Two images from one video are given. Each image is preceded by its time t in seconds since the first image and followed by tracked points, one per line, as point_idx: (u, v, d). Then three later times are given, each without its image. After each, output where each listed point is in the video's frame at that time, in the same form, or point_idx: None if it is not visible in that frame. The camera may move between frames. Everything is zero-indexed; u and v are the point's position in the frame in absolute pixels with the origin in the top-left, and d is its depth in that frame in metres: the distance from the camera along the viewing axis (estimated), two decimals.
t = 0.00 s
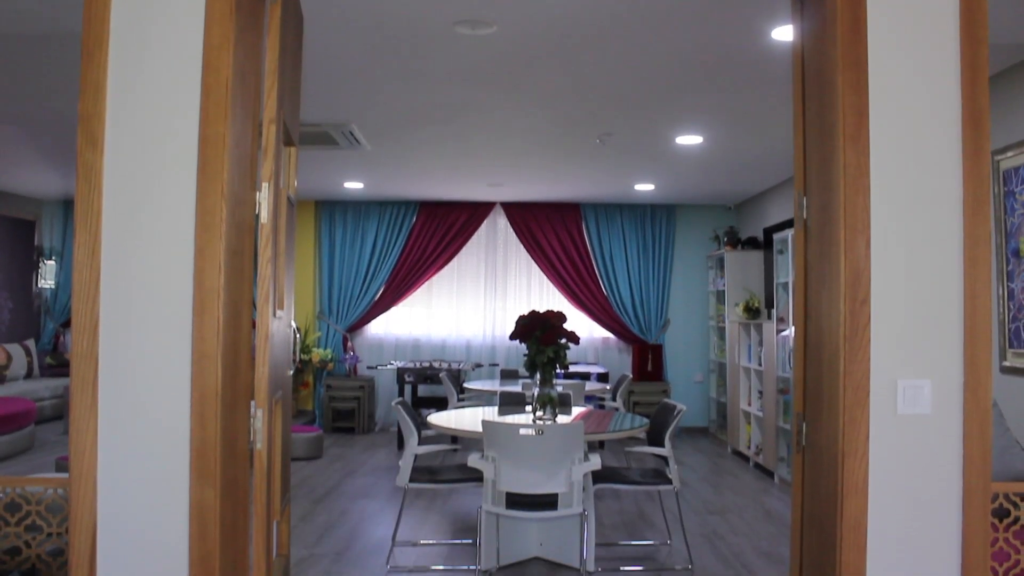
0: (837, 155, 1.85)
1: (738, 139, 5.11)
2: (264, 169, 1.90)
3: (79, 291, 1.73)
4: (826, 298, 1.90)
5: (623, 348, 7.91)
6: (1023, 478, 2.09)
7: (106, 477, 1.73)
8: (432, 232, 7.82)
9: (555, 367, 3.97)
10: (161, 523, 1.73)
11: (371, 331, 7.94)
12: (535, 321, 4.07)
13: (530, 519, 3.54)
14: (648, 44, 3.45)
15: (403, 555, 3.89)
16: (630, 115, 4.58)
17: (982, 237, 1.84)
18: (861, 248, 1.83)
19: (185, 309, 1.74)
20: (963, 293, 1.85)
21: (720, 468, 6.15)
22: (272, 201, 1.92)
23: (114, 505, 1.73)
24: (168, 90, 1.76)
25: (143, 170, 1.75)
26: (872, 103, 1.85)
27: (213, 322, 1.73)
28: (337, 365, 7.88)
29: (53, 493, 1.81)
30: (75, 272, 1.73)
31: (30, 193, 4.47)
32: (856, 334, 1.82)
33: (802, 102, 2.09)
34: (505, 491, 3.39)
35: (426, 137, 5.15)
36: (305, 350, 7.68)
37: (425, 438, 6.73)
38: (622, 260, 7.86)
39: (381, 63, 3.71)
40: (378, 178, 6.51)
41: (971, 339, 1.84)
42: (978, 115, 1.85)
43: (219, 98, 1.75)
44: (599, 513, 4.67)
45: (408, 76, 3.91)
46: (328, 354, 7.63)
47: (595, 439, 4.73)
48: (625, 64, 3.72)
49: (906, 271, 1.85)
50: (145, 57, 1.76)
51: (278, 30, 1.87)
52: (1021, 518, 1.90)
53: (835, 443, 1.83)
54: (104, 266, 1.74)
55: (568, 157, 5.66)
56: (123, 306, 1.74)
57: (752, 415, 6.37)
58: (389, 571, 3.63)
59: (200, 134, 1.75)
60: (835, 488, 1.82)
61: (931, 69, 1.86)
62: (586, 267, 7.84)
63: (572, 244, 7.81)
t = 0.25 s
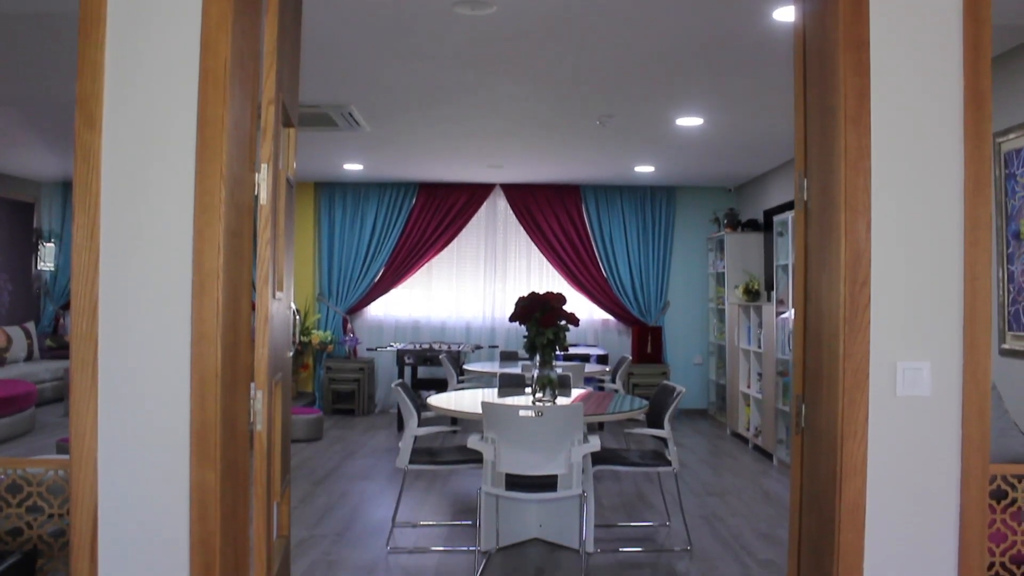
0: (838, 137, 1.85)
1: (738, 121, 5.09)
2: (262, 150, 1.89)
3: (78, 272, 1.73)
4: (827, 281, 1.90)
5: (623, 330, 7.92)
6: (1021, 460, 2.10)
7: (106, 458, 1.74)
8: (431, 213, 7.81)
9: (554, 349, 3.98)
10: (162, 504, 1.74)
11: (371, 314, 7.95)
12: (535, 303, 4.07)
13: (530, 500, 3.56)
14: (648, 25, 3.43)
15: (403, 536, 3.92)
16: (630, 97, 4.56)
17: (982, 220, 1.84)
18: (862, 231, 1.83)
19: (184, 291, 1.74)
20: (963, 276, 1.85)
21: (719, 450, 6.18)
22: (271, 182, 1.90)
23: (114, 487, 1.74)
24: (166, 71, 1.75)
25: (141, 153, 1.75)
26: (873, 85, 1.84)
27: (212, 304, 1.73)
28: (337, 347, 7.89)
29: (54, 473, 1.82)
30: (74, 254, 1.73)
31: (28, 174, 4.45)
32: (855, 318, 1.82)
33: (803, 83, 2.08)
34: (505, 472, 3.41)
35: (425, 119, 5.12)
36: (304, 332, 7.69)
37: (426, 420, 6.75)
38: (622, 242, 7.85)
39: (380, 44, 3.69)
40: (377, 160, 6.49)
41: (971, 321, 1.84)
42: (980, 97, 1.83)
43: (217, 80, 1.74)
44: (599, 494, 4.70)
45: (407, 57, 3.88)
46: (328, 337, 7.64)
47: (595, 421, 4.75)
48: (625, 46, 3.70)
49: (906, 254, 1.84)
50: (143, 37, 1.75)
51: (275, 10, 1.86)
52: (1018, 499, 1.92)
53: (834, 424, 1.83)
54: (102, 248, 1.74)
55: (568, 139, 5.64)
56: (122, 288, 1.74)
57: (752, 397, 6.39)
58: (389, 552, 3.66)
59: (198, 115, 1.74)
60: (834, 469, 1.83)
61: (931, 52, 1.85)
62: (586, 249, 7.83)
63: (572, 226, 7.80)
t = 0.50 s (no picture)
0: (839, 119, 1.84)
1: (739, 104, 5.06)
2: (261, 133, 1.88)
3: (77, 255, 1.72)
4: (827, 264, 1.90)
5: (623, 314, 7.93)
6: (1019, 443, 2.11)
7: (106, 441, 1.74)
8: (431, 196, 7.79)
9: (553, 332, 3.98)
10: (163, 487, 1.74)
11: (371, 297, 7.95)
12: (534, 286, 4.07)
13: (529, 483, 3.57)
14: (648, 7, 3.40)
15: (403, 519, 3.94)
16: (630, 79, 4.53)
17: (983, 203, 1.83)
18: (862, 214, 1.82)
19: (183, 274, 1.74)
20: (963, 260, 1.84)
21: (718, 433, 6.20)
22: (270, 165, 1.89)
23: (115, 470, 1.74)
24: (164, 54, 1.74)
25: (140, 136, 1.74)
26: (874, 68, 1.83)
27: (211, 287, 1.73)
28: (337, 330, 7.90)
29: (54, 457, 1.82)
30: (73, 236, 1.72)
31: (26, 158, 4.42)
32: (855, 301, 1.82)
33: (805, 66, 2.07)
34: (505, 455, 3.42)
35: (425, 102, 5.09)
36: (304, 316, 7.69)
37: (425, 403, 6.77)
38: (622, 225, 7.84)
39: (378, 26, 3.66)
40: (376, 142, 6.46)
41: (971, 305, 1.83)
42: (982, 79, 1.82)
43: (215, 63, 1.73)
44: (598, 477, 4.72)
45: (406, 40, 3.86)
46: (328, 320, 7.64)
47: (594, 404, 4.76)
48: (625, 28, 3.67)
49: (906, 237, 1.84)
50: (140, 19, 1.74)
51: None
52: (1016, 482, 1.92)
53: (833, 408, 1.84)
54: (101, 231, 1.74)
55: (568, 121, 5.61)
56: (121, 271, 1.74)
57: (751, 380, 6.40)
58: (389, 535, 3.68)
59: (197, 98, 1.73)
60: (833, 452, 1.83)
61: (933, 33, 1.84)
62: (586, 233, 7.81)
63: (572, 209, 7.78)
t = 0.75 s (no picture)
0: (841, 104, 1.83)
1: (740, 89, 5.03)
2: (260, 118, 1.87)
3: (76, 239, 1.72)
4: (827, 249, 1.89)
5: (622, 299, 7.93)
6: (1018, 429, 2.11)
7: (106, 426, 1.74)
8: (430, 181, 7.77)
9: (553, 317, 3.98)
10: (163, 471, 1.75)
11: (371, 282, 7.94)
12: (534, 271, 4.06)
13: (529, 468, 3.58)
14: None
15: (402, 503, 3.95)
16: (631, 64, 4.50)
17: (984, 189, 1.82)
18: (863, 199, 1.81)
19: (182, 259, 1.73)
20: (963, 245, 1.84)
21: (717, 419, 6.22)
22: (269, 149, 1.88)
23: (115, 454, 1.74)
24: (162, 37, 1.73)
25: (139, 120, 1.73)
26: (875, 52, 1.82)
27: (210, 272, 1.72)
28: (337, 316, 7.90)
29: (54, 442, 1.83)
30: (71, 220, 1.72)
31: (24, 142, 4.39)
32: (855, 286, 1.82)
33: (807, 50, 2.06)
34: (504, 440, 3.43)
35: (424, 86, 5.07)
36: (304, 301, 7.70)
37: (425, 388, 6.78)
38: (622, 210, 7.82)
39: (378, 10, 3.63)
40: (376, 127, 6.44)
41: (971, 290, 1.83)
42: (984, 64, 1.81)
43: (213, 46, 1.72)
44: (597, 462, 4.73)
45: (405, 24, 3.83)
46: (327, 305, 7.64)
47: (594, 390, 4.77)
48: (626, 12, 3.64)
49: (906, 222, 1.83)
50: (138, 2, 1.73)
51: None
52: (1014, 468, 1.93)
53: (833, 392, 1.84)
54: (99, 215, 1.73)
55: (568, 106, 5.58)
56: (120, 255, 1.73)
57: (750, 366, 6.41)
58: (389, 520, 3.69)
59: (195, 81, 1.72)
60: (832, 437, 1.83)
61: (936, 17, 1.82)
62: (586, 218, 7.80)
63: (572, 194, 7.77)
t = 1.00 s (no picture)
0: (842, 90, 1.82)
1: (741, 75, 5.00)
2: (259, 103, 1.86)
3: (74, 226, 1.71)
4: (828, 235, 1.89)
5: (622, 285, 7.93)
6: (1016, 415, 2.12)
7: (106, 412, 1.74)
8: (430, 167, 7.74)
9: (553, 303, 3.98)
10: (164, 457, 1.75)
11: (371, 269, 7.94)
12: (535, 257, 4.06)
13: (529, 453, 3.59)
14: None
15: (402, 489, 3.97)
16: (631, 49, 4.48)
17: (985, 175, 1.81)
18: (864, 186, 1.81)
19: (182, 245, 1.73)
20: (964, 231, 1.84)
21: (716, 405, 6.23)
22: (268, 135, 1.88)
23: (115, 441, 1.75)
24: (161, 22, 1.72)
25: (137, 106, 1.72)
26: (877, 38, 1.81)
27: (210, 258, 1.72)
28: (337, 302, 7.90)
29: (55, 428, 1.83)
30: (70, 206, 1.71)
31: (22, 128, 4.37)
32: (855, 272, 1.81)
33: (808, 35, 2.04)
34: (504, 426, 3.44)
35: (423, 72, 5.04)
36: (304, 288, 7.70)
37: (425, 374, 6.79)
38: (622, 196, 7.81)
39: None
40: (376, 113, 6.42)
41: (971, 276, 1.83)
42: (986, 50, 1.80)
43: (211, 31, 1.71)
44: (597, 448, 4.75)
45: (404, 9, 3.80)
46: (327, 291, 7.64)
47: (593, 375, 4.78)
48: None
49: (907, 209, 1.83)
50: None
51: None
52: (1013, 454, 1.94)
53: (833, 378, 1.84)
54: (98, 201, 1.73)
55: (568, 92, 5.55)
56: (120, 241, 1.73)
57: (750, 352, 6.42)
58: (389, 505, 3.71)
59: (194, 67, 1.72)
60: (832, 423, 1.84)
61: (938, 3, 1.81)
62: (586, 204, 7.79)
63: (572, 180, 7.75)
